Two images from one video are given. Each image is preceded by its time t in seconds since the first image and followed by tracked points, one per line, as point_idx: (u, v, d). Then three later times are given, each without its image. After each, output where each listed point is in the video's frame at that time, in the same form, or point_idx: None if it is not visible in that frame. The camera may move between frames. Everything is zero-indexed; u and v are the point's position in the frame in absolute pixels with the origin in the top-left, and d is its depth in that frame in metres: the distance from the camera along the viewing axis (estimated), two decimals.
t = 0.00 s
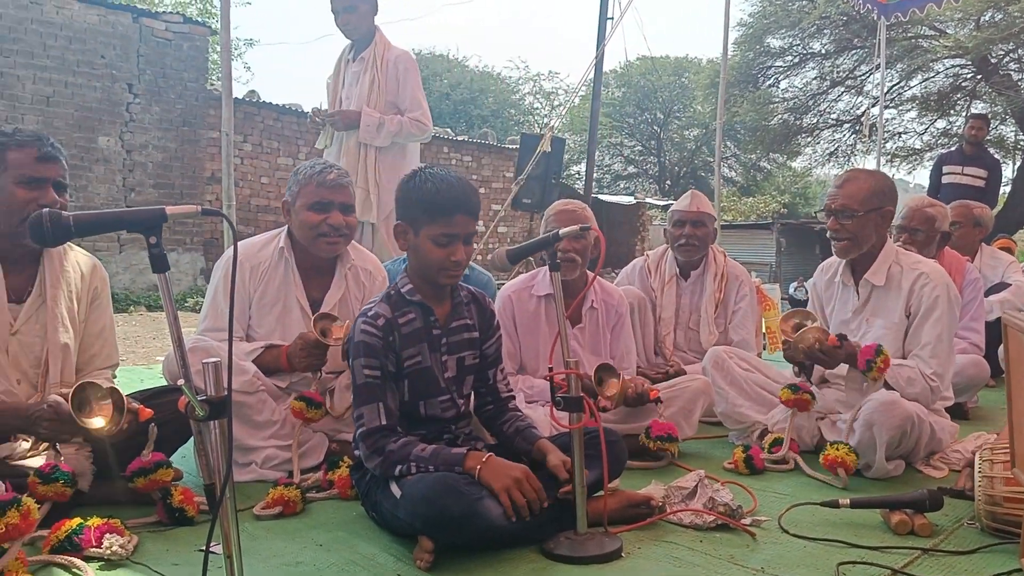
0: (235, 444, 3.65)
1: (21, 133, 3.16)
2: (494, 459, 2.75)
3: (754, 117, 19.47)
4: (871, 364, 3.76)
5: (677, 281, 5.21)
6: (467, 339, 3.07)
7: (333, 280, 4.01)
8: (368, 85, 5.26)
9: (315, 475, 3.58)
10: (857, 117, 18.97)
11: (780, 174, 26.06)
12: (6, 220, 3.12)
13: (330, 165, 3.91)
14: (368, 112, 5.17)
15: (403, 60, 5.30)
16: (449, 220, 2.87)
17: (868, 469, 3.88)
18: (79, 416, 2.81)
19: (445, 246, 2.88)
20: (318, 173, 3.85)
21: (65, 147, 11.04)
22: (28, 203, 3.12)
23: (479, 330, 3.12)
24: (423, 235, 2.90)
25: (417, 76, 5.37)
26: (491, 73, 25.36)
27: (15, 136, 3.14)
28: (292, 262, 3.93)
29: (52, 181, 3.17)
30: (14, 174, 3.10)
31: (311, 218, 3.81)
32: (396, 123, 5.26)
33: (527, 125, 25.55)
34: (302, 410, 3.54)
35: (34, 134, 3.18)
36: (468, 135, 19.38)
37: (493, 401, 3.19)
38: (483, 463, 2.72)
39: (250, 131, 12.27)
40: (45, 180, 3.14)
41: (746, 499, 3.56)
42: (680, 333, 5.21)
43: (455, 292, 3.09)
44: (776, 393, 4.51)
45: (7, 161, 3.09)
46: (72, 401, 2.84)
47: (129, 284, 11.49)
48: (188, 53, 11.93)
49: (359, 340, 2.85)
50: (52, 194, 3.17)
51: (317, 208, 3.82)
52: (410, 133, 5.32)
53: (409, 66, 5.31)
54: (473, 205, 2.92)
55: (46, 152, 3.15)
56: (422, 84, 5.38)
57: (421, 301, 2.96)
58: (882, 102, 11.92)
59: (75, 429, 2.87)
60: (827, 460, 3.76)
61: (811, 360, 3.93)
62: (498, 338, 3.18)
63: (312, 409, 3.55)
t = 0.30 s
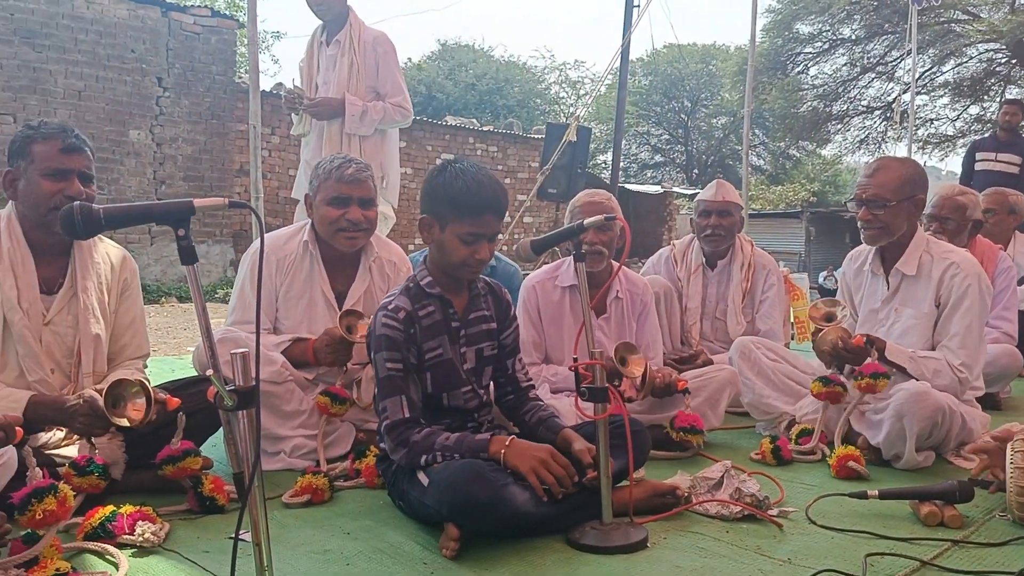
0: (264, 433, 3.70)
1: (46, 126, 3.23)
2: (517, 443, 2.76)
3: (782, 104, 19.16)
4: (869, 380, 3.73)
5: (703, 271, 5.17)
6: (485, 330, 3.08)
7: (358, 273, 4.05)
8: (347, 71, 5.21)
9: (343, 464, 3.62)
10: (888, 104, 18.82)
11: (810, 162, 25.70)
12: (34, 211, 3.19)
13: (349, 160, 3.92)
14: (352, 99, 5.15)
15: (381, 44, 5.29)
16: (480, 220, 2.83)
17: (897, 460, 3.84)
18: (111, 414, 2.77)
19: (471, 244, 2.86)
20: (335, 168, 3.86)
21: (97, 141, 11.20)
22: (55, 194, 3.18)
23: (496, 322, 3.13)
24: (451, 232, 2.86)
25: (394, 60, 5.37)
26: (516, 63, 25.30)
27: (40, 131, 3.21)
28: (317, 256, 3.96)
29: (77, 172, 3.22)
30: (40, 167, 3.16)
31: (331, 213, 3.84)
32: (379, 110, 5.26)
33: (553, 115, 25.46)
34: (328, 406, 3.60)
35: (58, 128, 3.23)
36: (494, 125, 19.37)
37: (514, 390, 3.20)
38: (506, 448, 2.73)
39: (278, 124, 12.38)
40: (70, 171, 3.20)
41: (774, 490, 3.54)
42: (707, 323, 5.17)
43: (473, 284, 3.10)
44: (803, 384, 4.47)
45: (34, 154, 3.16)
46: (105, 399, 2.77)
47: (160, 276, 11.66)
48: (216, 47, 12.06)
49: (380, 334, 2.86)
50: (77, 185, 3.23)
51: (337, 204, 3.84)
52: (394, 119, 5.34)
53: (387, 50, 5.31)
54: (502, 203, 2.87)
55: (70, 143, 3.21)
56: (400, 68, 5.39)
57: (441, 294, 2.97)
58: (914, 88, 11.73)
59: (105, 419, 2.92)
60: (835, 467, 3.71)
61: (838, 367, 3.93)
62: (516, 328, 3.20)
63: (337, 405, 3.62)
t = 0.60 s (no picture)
0: (273, 422, 3.72)
1: (47, 115, 3.24)
2: (524, 436, 2.77)
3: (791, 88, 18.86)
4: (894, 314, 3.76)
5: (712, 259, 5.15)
6: (492, 319, 3.08)
7: (365, 262, 4.05)
8: (296, 56, 4.91)
9: (351, 453, 3.63)
10: (898, 89, 18.64)
11: (820, 147, 25.53)
12: (38, 199, 3.19)
13: (353, 148, 3.92)
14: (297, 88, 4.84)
15: (335, 28, 4.96)
16: (491, 212, 2.82)
17: (906, 448, 3.84)
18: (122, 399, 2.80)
19: (481, 236, 2.85)
20: (339, 157, 3.87)
21: (105, 129, 11.21)
22: (58, 183, 3.19)
23: (503, 311, 3.13)
24: (463, 224, 2.84)
25: (350, 46, 5.03)
26: (523, 48, 25.17)
27: (41, 119, 3.22)
28: (324, 246, 3.97)
29: (80, 160, 3.23)
30: (43, 155, 3.17)
31: (335, 202, 3.85)
32: (328, 101, 4.94)
33: (560, 101, 25.33)
34: (336, 395, 3.64)
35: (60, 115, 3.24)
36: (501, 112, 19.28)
37: (519, 379, 3.21)
38: (513, 440, 2.74)
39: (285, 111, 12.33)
40: (73, 159, 3.21)
41: (782, 478, 3.54)
42: (714, 311, 5.16)
43: (479, 274, 3.09)
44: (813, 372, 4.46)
45: (36, 143, 3.17)
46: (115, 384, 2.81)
47: (168, 265, 11.70)
48: (222, 34, 12.03)
49: (387, 323, 2.87)
50: (81, 173, 3.23)
51: (341, 191, 3.85)
52: (345, 112, 5.00)
53: (340, 35, 4.97)
54: (514, 196, 2.85)
55: (71, 130, 3.21)
56: (356, 55, 5.05)
57: (448, 283, 2.97)
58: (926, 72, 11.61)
59: (115, 409, 2.93)
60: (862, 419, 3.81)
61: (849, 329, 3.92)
62: (521, 317, 3.20)
63: (345, 394, 3.66)
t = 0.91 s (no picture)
0: (275, 411, 3.71)
1: (37, 101, 3.22)
2: (527, 427, 2.77)
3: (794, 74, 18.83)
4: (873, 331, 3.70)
5: (714, 246, 5.13)
6: (496, 308, 3.07)
7: (366, 248, 4.04)
8: (233, 23, 4.93)
9: (353, 442, 3.63)
10: (900, 73, 18.56)
11: (822, 133, 25.42)
12: (31, 185, 3.17)
13: (351, 131, 3.91)
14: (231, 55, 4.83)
15: None
16: (500, 199, 2.79)
17: (909, 436, 3.82)
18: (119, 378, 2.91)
19: (490, 223, 2.82)
20: (335, 140, 3.85)
21: (104, 116, 11.15)
22: (50, 168, 3.17)
23: (507, 300, 3.12)
24: (471, 209, 2.82)
25: (291, 13, 5.00)
26: (525, 33, 25.04)
27: (31, 105, 3.20)
28: (323, 232, 3.95)
29: (70, 145, 3.20)
30: (34, 141, 3.15)
31: (331, 184, 3.83)
32: (266, 68, 4.90)
33: (561, 87, 25.23)
34: (336, 381, 3.61)
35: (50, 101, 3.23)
36: (502, 98, 19.20)
37: (523, 369, 3.20)
38: (515, 431, 2.73)
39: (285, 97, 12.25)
40: (63, 144, 3.19)
41: (783, 466, 3.54)
42: (716, 299, 5.14)
43: (484, 263, 3.08)
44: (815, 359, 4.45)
45: (26, 129, 3.16)
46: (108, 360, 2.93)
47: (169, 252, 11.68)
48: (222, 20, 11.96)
49: (391, 308, 2.85)
50: (72, 158, 3.21)
51: (337, 174, 3.83)
52: (285, 78, 4.94)
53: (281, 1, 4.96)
54: (524, 184, 2.83)
55: (60, 116, 3.19)
56: (298, 21, 5.01)
57: (452, 271, 2.96)
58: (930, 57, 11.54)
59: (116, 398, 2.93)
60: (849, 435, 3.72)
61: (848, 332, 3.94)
62: (525, 307, 3.19)
63: (346, 381, 3.63)
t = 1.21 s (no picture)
0: (275, 396, 3.69)
1: (31, 82, 3.19)
2: (530, 414, 2.75)
3: (796, 57, 18.97)
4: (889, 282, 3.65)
5: (716, 229, 5.10)
6: (502, 294, 3.05)
7: (363, 231, 4.01)
8: None
9: (354, 428, 3.61)
10: (903, 56, 18.26)
11: (824, 117, 25.28)
12: (26, 167, 3.14)
13: (342, 110, 3.88)
14: (165, 26, 4.70)
15: None
16: (510, 178, 2.76)
17: (914, 422, 3.80)
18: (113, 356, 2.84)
19: (501, 203, 2.79)
20: (327, 120, 3.83)
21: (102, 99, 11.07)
22: (44, 150, 3.13)
23: (513, 286, 3.11)
24: (480, 190, 2.78)
25: None
26: (525, 16, 24.88)
27: (25, 87, 3.17)
28: (320, 214, 3.92)
29: (65, 126, 3.17)
30: (28, 123, 3.12)
31: (325, 163, 3.79)
32: (201, 39, 4.82)
33: (562, 71, 25.09)
34: (336, 367, 3.60)
35: (44, 82, 3.19)
36: (503, 82, 19.07)
37: (526, 356, 3.18)
38: (518, 418, 2.70)
39: (284, 80, 12.17)
40: (58, 126, 3.15)
41: (786, 451, 3.52)
42: (719, 283, 5.10)
43: (491, 248, 3.06)
44: (818, 344, 4.42)
45: (20, 111, 3.13)
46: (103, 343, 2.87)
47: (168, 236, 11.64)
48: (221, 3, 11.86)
49: (397, 290, 2.82)
50: (67, 139, 3.18)
51: (331, 153, 3.80)
52: (221, 49, 4.90)
53: None
54: (534, 164, 2.81)
55: (54, 97, 3.16)
56: None
57: (459, 254, 2.93)
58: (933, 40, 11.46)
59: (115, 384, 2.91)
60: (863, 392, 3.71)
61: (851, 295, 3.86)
62: (531, 294, 3.18)
63: (345, 366, 3.62)
